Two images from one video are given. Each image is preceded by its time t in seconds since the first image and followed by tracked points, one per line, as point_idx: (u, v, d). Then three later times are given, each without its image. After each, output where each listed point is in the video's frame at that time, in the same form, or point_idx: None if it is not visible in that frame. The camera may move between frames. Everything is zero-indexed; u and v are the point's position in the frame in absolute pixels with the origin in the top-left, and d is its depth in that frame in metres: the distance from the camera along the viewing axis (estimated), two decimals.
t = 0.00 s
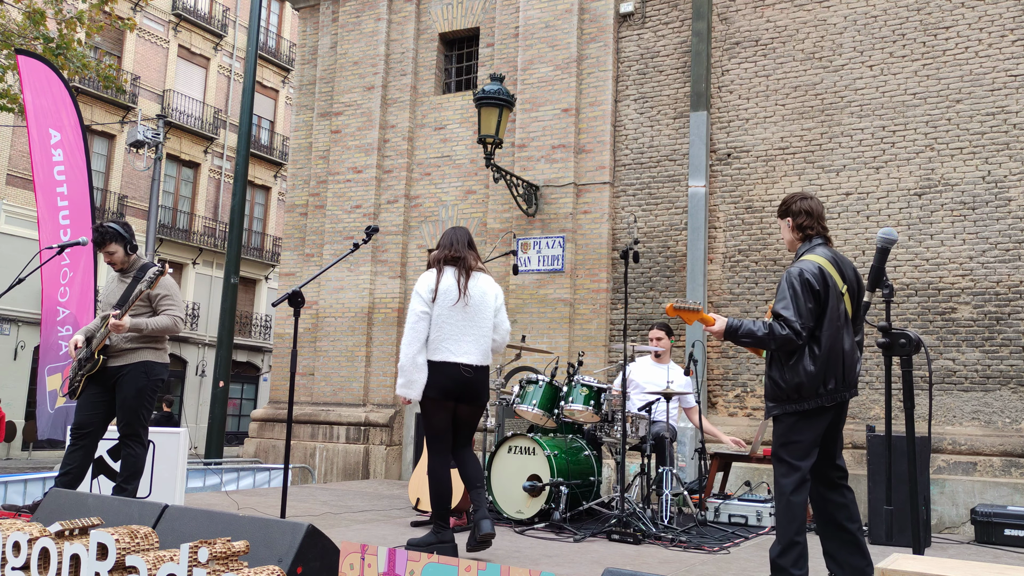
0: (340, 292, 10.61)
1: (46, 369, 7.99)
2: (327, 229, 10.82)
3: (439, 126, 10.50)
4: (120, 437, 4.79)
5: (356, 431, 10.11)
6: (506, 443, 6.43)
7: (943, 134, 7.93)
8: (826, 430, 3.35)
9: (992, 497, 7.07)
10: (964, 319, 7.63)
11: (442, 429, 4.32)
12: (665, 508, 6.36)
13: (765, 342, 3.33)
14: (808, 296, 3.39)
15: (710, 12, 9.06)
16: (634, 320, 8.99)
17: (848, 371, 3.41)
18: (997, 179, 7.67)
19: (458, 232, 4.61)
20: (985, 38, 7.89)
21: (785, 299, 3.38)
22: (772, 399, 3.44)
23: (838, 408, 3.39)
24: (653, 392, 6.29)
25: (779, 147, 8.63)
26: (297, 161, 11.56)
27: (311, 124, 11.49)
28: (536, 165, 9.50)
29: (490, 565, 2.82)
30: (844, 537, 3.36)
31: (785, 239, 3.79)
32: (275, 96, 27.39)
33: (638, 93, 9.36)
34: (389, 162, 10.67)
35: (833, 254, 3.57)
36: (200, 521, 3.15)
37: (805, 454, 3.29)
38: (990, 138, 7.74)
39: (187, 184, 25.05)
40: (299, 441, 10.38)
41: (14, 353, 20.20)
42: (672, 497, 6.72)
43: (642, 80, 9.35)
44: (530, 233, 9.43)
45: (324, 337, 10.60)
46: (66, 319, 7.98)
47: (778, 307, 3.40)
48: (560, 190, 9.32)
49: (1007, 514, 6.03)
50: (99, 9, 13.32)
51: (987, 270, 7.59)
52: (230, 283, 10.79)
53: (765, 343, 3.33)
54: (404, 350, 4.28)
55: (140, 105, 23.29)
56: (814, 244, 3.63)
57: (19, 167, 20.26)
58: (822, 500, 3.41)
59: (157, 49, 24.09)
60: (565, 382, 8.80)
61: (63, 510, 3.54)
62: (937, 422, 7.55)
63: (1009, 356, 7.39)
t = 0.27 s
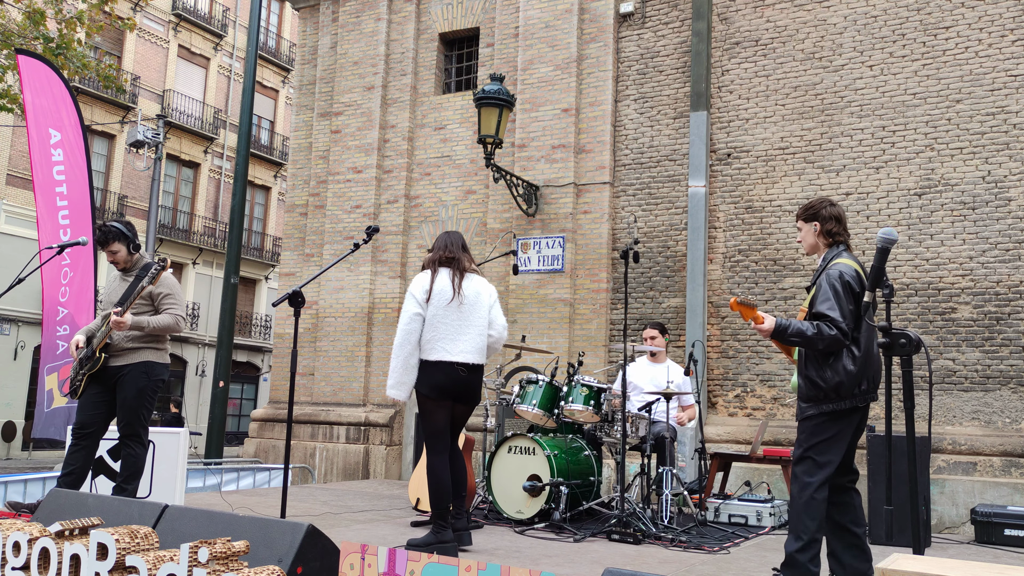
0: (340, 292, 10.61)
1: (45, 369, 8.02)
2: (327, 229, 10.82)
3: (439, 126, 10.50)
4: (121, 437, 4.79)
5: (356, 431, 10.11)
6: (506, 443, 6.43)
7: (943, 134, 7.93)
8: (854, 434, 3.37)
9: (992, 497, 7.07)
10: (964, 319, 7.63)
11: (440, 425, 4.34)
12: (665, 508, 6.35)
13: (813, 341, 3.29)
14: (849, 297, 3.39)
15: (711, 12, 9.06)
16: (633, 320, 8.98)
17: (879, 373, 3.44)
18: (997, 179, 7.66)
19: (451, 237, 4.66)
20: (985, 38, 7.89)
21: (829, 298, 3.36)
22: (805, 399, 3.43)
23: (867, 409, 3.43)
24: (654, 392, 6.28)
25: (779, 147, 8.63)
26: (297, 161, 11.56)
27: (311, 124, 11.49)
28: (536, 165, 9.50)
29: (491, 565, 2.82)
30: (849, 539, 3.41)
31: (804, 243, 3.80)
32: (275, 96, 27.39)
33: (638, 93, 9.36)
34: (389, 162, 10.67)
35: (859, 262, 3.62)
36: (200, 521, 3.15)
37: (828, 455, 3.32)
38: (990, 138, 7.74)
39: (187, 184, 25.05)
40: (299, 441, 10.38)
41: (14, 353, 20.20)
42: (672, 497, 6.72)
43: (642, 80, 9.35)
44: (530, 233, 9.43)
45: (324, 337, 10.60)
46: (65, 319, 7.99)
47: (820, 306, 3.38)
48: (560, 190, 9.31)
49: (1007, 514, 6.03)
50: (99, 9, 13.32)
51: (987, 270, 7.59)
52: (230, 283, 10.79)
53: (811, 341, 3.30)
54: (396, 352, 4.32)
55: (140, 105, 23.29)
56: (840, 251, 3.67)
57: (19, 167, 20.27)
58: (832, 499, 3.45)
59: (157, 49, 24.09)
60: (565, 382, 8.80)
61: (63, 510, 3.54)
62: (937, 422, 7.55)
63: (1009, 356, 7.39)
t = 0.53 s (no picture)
0: (340, 292, 10.61)
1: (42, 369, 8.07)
2: (327, 229, 10.82)
3: (439, 126, 10.50)
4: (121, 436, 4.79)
5: (355, 431, 10.11)
6: (506, 443, 6.43)
7: (943, 134, 7.93)
8: (871, 439, 3.65)
9: (992, 497, 7.07)
10: (964, 319, 7.63)
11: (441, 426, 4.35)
12: (665, 508, 6.35)
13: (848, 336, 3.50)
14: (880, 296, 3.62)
15: (710, 12, 9.07)
16: (633, 320, 8.98)
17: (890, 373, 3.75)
18: (997, 179, 7.66)
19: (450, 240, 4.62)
20: (985, 38, 7.89)
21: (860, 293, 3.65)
22: (829, 395, 3.66)
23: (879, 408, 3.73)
24: (653, 392, 6.28)
25: (779, 147, 8.63)
26: (297, 161, 11.56)
27: (311, 124, 11.49)
28: (536, 165, 9.50)
29: (491, 564, 2.83)
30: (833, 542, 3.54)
31: (823, 240, 3.98)
32: (275, 96, 27.39)
33: (638, 93, 9.36)
34: (389, 162, 10.67)
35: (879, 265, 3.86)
36: (200, 521, 3.15)
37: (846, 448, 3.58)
38: (990, 138, 7.74)
39: (187, 184, 25.05)
40: (299, 441, 10.38)
41: (14, 353, 20.21)
42: (672, 497, 6.72)
43: (642, 80, 9.35)
44: (530, 233, 9.42)
45: (324, 337, 10.60)
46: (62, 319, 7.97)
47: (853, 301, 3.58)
48: (560, 190, 9.31)
49: (1007, 514, 6.03)
50: (99, 9, 13.32)
51: (987, 270, 7.59)
52: (230, 283, 10.79)
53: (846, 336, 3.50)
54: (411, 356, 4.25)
55: (140, 105, 23.29)
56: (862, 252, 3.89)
57: (19, 167, 20.28)
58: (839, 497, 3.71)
59: (157, 49, 24.10)
60: (565, 382, 8.81)
61: (63, 510, 3.54)
62: (937, 422, 7.56)
63: (1009, 356, 7.39)
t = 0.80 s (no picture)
0: (340, 292, 10.61)
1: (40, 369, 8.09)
2: (327, 229, 10.82)
3: (439, 126, 10.50)
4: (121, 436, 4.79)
5: (356, 431, 10.11)
6: (506, 443, 6.43)
7: (943, 134, 7.93)
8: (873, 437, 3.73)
9: (992, 497, 7.07)
10: (964, 319, 7.63)
11: (444, 426, 4.41)
12: (665, 508, 6.35)
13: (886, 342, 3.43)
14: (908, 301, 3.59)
15: (710, 12, 9.07)
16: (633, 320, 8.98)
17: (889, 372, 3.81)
18: (997, 179, 7.66)
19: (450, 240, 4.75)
20: (985, 38, 7.89)
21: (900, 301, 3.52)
22: (856, 398, 3.59)
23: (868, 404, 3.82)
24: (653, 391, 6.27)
25: (779, 147, 8.63)
26: (297, 162, 11.56)
27: (311, 124, 11.49)
28: (536, 165, 9.49)
29: (491, 565, 2.83)
30: (859, 538, 3.64)
31: (843, 237, 3.94)
32: (275, 96, 27.39)
33: (638, 93, 9.36)
34: (389, 162, 10.67)
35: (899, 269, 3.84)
36: (200, 521, 3.15)
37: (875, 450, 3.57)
38: (990, 138, 7.74)
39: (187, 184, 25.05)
40: (299, 441, 10.38)
41: (14, 353, 20.21)
42: (672, 497, 6.72)
43: (642, 80, 9.35)
44: (530, 233, 9.42)
45: (323, 337, 10.60)
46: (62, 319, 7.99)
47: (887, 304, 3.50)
48: (560, 190, 9.31)
49: (1007, 514, 6.03)
50: (99, 9, 13.32)
51: (987, 270, 7.58)
52: (231, 283, 10.79)
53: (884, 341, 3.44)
54: (445, 355, 4.28)
55: (140, 105, 23.29)
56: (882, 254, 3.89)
57: (19, 167, 20.28)
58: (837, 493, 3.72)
59: (157, 49, 24.10)
60: (565, 382, 8.81)
61: (63, 510, 3.54)
62: (937, 422, 7.56)
63: (1009, 356, 7.39)
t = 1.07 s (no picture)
0: (340, 292, 10.61)
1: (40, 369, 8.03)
2: (327, 229, 10.82)
3: (439, 126, 10.50)
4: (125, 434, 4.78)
5: (356, 431, 10.11)
6: (506, 443, 6.43)
7: (943, 134, 7.93)
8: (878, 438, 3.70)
9: (992, 497, 7.07)
10: (964, 319, 7.63)
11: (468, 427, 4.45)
12: (665, 508, 6.35)
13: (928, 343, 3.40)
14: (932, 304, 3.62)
15: (710, 12, 9.07)
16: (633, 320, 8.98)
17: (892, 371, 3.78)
18: (997, 179, 7.66)
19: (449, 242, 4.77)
20: (985, 38, 7.89)
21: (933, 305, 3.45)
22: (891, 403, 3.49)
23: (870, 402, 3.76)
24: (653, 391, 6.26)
25: (779, 147, 8.63)
26: (297, 161, 11.55)
27: (311, 124, 11.49)
28: (536, 165, 9.49)
29: (491, 565, 2.83)
30: (860, 537, 3.63)
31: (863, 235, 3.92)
32: (275, 96, 27.39)
33: (638, 93, 9.36)
34: (389, 162, 10.67)
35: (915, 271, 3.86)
36: (200, 521, 3.15)
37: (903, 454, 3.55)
38: (990, 138, 7.74)
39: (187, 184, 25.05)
40: (299, 441, 10.38)
41: (14, 353, 20.20)
42: (672, 497, 6.72)
43: (642, 80, 9.35)
44: (530, 233, 9.42)
45: (323, 337, 10.60)
46: (63, 319, 7.98)
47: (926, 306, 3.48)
48: (560, 190, 9.31)
49: (1007, 514, 6.03)
50: (99, 9, 13.32)
51: (987, 270, 7.58)
52: (230, 283, 10.79)
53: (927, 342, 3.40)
54: (484, 355, 4.39)
55: (140, 105, 23.29)
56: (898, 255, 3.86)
57: (19, 167, 20.27)
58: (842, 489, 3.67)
59: (157, 49, 24.10)
60: (565, 382, 8.81)
61: (63, 510, 3.54)
62: (937, 422, 7.56)
63: (1009, 356, 7.39)
